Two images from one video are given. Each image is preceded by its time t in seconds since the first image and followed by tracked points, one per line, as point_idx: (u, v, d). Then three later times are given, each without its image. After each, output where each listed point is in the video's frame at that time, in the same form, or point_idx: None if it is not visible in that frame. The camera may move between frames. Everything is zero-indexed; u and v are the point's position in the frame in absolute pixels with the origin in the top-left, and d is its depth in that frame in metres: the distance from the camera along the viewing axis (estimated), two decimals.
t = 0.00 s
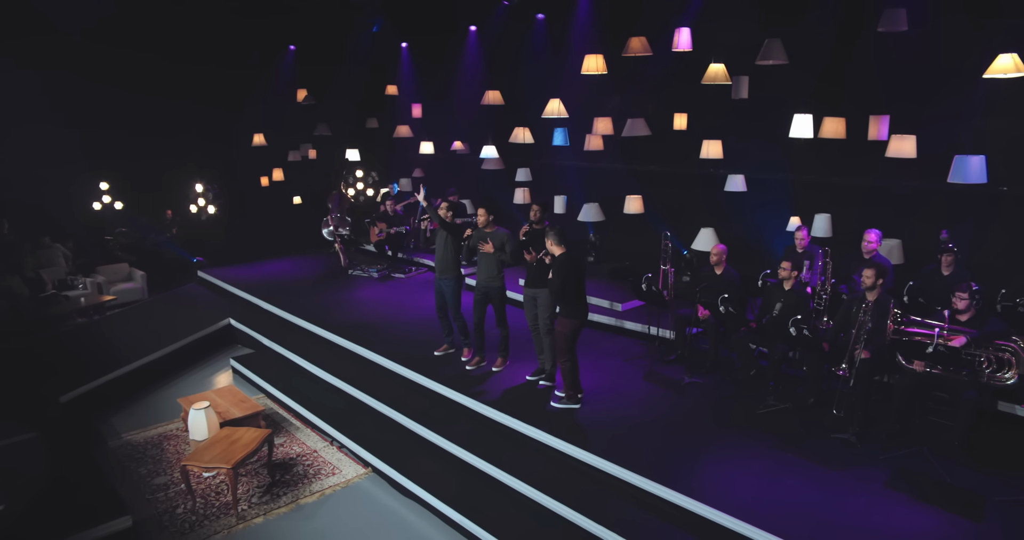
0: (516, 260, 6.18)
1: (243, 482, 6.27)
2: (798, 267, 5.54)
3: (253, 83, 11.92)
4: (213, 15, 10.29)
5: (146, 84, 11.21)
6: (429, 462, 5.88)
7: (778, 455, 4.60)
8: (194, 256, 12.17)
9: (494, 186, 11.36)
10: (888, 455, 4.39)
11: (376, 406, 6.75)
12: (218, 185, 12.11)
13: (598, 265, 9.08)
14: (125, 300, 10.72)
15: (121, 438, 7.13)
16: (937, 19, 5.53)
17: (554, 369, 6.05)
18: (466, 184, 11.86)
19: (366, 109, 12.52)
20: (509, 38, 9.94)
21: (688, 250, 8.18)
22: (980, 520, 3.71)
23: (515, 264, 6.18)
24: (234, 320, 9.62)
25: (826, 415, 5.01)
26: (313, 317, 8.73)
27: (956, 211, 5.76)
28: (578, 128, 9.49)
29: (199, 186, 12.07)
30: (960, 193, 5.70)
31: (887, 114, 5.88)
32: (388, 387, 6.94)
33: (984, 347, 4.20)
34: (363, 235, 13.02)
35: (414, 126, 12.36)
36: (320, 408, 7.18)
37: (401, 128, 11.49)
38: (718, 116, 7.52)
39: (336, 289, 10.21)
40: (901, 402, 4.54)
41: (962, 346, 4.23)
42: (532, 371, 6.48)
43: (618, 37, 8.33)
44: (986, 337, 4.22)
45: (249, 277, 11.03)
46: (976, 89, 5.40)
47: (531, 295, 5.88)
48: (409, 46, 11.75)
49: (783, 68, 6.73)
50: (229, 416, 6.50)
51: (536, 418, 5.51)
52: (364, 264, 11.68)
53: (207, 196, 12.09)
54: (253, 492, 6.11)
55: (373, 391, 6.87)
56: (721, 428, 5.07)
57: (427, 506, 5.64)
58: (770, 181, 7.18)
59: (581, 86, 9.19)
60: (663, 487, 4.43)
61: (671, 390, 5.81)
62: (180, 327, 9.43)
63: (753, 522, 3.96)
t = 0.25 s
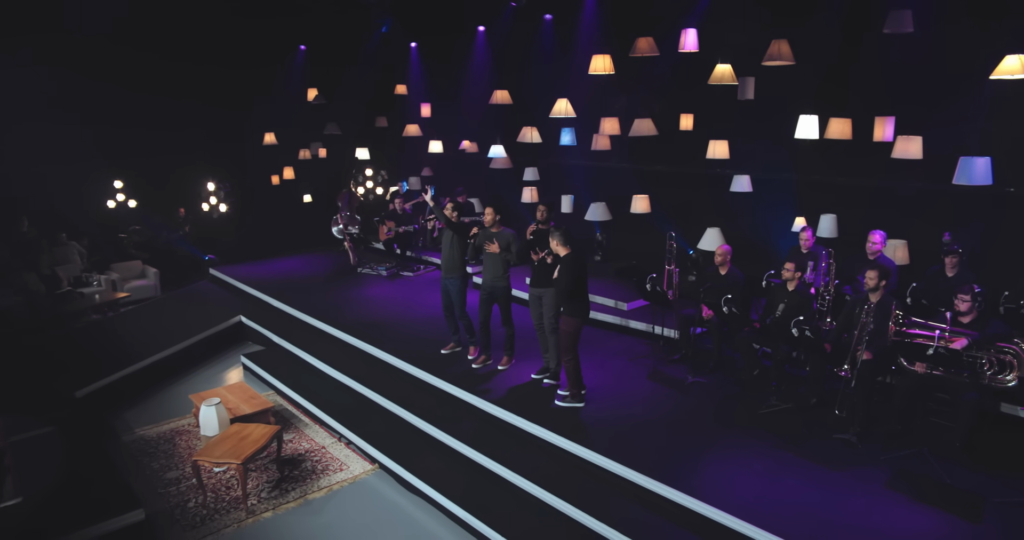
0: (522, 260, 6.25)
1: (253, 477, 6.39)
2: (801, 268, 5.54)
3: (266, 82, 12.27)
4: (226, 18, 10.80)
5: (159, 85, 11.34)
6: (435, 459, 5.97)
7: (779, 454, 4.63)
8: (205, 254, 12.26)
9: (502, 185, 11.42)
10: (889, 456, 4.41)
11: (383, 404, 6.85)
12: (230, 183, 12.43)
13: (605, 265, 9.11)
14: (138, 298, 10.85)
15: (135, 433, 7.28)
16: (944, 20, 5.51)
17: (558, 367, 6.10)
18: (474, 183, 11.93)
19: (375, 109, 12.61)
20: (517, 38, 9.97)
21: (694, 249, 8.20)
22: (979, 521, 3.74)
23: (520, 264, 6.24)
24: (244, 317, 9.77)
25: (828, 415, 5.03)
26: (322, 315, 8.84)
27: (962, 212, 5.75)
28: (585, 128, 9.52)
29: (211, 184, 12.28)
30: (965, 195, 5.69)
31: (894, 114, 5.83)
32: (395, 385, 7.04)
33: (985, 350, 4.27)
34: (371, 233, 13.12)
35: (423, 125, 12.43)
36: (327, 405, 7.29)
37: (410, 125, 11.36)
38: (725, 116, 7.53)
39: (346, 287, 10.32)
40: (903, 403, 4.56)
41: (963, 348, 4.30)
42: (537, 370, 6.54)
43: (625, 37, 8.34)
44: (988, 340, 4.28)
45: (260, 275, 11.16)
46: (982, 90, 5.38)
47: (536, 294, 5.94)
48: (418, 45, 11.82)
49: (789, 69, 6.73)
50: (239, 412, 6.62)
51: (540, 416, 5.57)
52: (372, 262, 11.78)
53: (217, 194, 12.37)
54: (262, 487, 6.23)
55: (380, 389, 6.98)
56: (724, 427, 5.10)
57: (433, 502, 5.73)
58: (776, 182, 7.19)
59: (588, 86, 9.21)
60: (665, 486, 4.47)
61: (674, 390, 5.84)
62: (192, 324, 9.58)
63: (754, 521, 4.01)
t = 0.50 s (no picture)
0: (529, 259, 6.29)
1: (264, 471, 6.53)
2: (807, 269, 5.54)
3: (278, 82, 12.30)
4: (241, 19, 11.38)
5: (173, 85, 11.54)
6: (441, 456, 6.06)
7: (780, 454, 4.67)
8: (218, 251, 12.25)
9: (512, 184, 11.47)
10: (891, 457, 4.43)
11: (392, 400, 6.96)
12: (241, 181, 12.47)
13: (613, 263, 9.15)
14: (154, 294, 11.07)
15: (149, 427, 7.45)
16: (953, 20, 5.48)
17: (564, 366, 6.14)
18: (484, 182, 11.99)
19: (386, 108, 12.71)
20: (526, 37, 9.99)
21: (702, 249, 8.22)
22: (978, 522, 3.77)
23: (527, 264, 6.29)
24: (256, 314, 9.92)
25: (831, 415, 5.05)
26: (332, 312, 8.96)
27: (970, 214, 5.73)
28: (594, 127, 9.53)
29: (224, 182, 12.25)
30: (974, 196, 5.66)
31: (901, 116, 5.82)
32: (403, 382, 7.15)
33: (989, 352, 4.27)
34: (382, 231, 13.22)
35: (433, 124, 12.51)
36: (338, 401, 7.41)
37: (420, 124, 11.33)
38: (733, 116, 7.53)
39: (356, 285, 10.43)
40: (906, 404, 4.57)
41: (967, 350, 4.31)
42: (543, 368, 6.60)
43: (633, 37, 8.36)
44: (990, 342, 4.30)
45: (272, 272, 11.30)
46: (992, 92, 5.34)
47: (542, 294, 5.96)
48: (428, 45, 11.84)
49: (797, 70, 6.73)
50: (250, 408, 6.75)
51: (545, 414, 5.64)
52: (383, 260, 11.89)
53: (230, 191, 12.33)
54: (272, 481, 6.36)
55: (389, 386, 7.08)
56: (727, 426, 5.14)
57: (439, 498, 5.83)
58: (784, 182, 7.18)
59: (597, 86, 9.23)
60: (666, 485, 4.52)
61: (678, 389, 5.88)
62: (205, 321, 9.75)
63: (753, 519, 4.06)
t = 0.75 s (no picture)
0: (537, 258, 6.36)
1: (275, 466, 6.66)
2: (813, 269, 5.55)
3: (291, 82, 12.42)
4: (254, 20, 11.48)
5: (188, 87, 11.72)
6: (449, 453, 6.16)
7: (783, 454, 4.70)
8: (233, 249, 12.62)
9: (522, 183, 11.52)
10: (894, 457, 4.45)
11: (401, 397, 7.07)
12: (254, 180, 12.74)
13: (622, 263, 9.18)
14: (169, 291, 11.34)
15: (165, 422, 7.62)
16: (964, 21, 5.44)
17: (569, 365, 6.18)
18: (494, 181, 12.06)
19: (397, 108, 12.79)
20: (536, 37, 10.00)
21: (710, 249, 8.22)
22: (981, 523, 3.79)
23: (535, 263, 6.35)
24: (269, 311, 10.09)
25: (835, 416, 5.07)
26: (343, 310, 9.08)
27: (979, 216, 5.71)
28: (604, 126, 9.54)
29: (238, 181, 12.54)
30: (984, 197, 5.64)
31: (909, 117, 5.81)
32: (412, 379, 7.25)
33: (993, 354, 4.24)
34: (394, 230, 13.34)
35: (444, 123, 12.58)
36: (347, 397, 7.53)
37: (432, 123, 11.41)
38: (742, 117, 7.52)
39: (367, 283, 10.55)
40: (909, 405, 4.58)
41: (970, 353, 4.30)
42: (550, 367, 6.65)
43: (642, 37, 8.37)
44: (996, 344, 4.26)
45: (285, 270, 11.44)
46: (1003, 93, 5.31)
47: (550, 293, 5.96)
48: (439, 45, 11.91)
49: (806, 70, 6.71)
50: (263, 404, 6.88)
51: (550, 411, 5.70)
52: (394, 258, 11.99)
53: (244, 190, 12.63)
54: (284, 476, 6.49)
55: (398, 383, 7.19)
56: (731, 426, 5.17)
57: (446, 494, 5.93)
58: (792, 182, 7.17)
59: (607, 86, 9.23)
60: (669, 483, 4.57)
61: (683, 388, 5.91)
62: (219, 318, 9.92)
63: (754, 518, 4.10)
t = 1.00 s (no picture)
0: (544, 258, 6.41)
1: (286, 461, 6.79)
2: (819, 270, 5.53)
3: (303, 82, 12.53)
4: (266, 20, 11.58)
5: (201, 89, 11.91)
6: (456, 450, 6.24)
7: (786, 454, 4.74)
8: (246, 247, 12.70)
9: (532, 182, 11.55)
10: (897, 458, 4.48)
11: (409, 395, 7.17)
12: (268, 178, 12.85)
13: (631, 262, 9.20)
14: (182, 288, 11.32)
15: (178, 417, 7.78)
16: (975, 23, 5.40)
17: (575, 364, 6.23)
18: (504, 180, 12.11)
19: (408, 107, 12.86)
20: (546, 37, 10.00)
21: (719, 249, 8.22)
22: (982, 525, 3.80)
23: (542, 262, 6.41)
24: (281, 309, 10.23)
25: (839, 416, 5.10)
26: (355, 308, 9.19)
27: (987, 217, 5.69)
28: (613, 126, 9.54)
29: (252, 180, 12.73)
30: (993, 199, 5.61)
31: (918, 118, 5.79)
32: (421, 377, 7.35)
33: (998, 356, 4.28)
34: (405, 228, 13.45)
35: (454, 123, 12.64)
36: (358, 395, 7.64)
37: (443, 122, 11.47)
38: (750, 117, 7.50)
39: (378, 281, 10.65)
40: (913, 407, 4.60)
41: (974, 356, 4.33)
42: (557, 366, 6.71)
43: (650, 39, 8.35)
44: (1000, 347, 4.29)
45: (298, 268, 11.58)
46: (1012, 94, 5.27)
47: (557, 293, 6.01)
48: (450, 45, 11.94)
49: (816, 71, 6.67)
50: (274, 400, 7.01)
51: (556, 410, 5.76)
52: (404, 256, 12.08)
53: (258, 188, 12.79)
54: (294, 470, 6.61)
55: (407, 380, 7.30)
56: (736, 426, 5.19)
57: (453, 490, 6.03)
58: (801, 183, 7.13)
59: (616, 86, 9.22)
60: (671, 481, 4.62)
61: (688, 387, 5.95)
62: (232, 315, 10.08)
63: (756, 516, 4.13)
